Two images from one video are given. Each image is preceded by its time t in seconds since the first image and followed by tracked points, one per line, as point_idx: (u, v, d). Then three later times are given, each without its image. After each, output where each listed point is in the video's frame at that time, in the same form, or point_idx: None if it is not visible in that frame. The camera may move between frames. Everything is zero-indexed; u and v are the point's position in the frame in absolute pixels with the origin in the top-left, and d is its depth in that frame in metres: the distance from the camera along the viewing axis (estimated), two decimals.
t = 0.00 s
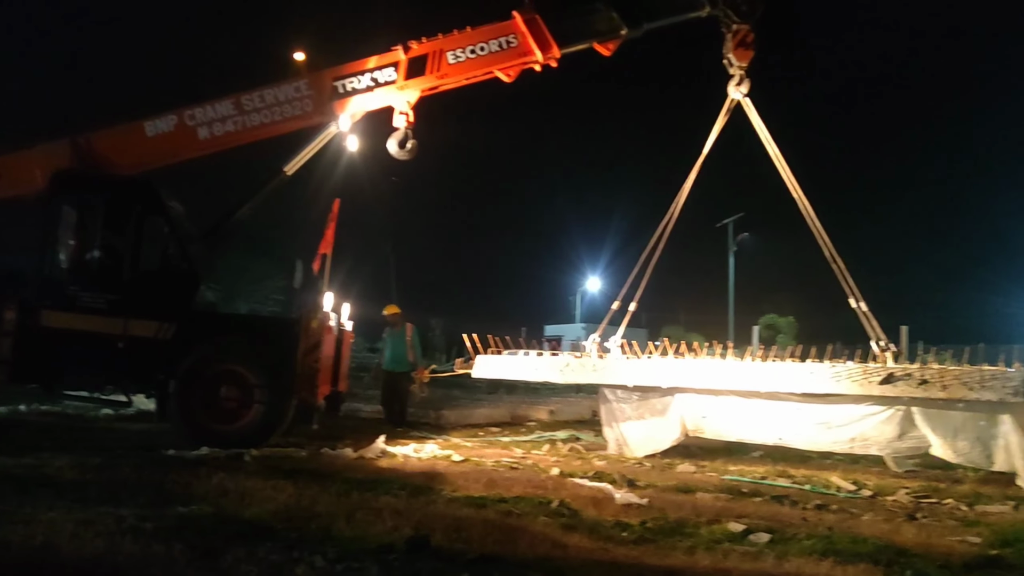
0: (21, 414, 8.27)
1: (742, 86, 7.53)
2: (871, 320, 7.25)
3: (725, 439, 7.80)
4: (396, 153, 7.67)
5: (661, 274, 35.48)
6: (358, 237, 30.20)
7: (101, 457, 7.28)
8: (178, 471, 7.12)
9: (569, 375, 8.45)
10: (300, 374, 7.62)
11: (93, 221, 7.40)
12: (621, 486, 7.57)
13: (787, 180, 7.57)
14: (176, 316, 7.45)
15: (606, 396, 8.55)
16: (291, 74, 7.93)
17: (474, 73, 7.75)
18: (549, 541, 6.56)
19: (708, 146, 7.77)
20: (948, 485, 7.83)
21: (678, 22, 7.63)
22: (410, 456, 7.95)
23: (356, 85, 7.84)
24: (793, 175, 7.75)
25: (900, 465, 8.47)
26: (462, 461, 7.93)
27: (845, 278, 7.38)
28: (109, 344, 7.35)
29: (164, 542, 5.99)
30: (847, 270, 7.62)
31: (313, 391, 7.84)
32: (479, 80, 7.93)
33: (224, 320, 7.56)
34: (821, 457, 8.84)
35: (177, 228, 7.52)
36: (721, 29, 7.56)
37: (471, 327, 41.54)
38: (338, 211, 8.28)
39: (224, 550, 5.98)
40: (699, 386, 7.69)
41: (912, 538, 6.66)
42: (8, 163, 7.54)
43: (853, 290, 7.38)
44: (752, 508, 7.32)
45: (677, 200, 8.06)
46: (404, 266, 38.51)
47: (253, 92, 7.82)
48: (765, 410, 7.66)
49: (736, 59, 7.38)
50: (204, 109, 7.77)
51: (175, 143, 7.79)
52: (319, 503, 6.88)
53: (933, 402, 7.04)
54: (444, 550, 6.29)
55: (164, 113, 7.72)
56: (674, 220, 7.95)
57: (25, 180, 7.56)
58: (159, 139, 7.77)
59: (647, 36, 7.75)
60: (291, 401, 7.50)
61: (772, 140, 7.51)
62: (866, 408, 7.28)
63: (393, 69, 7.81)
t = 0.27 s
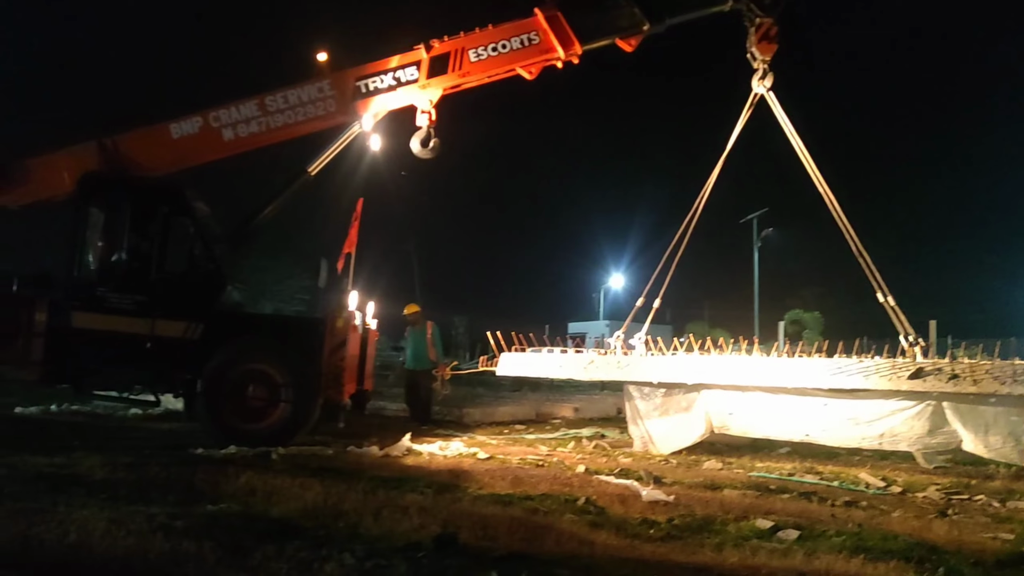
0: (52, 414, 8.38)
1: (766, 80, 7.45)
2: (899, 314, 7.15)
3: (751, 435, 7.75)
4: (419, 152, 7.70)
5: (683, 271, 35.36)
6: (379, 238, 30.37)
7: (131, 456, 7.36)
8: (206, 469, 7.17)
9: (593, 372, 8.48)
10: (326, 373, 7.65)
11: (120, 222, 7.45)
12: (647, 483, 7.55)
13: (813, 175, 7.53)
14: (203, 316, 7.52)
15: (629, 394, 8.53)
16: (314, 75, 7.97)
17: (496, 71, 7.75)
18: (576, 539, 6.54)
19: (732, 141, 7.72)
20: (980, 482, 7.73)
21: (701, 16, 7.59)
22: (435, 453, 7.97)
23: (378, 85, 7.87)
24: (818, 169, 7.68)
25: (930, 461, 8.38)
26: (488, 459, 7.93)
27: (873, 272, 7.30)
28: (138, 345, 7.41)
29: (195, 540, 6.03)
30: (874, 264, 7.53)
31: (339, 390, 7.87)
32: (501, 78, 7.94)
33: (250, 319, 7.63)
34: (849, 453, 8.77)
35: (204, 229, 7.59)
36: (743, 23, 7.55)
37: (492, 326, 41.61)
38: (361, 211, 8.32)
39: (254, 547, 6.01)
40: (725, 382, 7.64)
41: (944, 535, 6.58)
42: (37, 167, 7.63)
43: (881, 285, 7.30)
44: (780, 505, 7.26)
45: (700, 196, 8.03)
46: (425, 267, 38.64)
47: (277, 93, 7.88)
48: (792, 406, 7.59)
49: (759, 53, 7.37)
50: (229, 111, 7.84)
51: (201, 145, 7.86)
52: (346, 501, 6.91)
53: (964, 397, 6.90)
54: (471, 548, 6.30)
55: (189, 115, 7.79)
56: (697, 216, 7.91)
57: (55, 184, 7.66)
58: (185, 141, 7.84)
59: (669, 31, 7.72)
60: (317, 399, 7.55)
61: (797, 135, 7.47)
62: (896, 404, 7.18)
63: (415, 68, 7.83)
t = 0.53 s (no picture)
0: (81, 415, 8.48)
1: (789, 74, 7.40)
2: (928, 309, 7.08)
3: (776, 433, 7.68)
4: (440, 151, 7.71)
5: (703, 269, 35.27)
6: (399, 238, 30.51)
7: (159, 456, 7.41)
8: (233, 469, 7.22)
9: (617, 370, 8.47)
10: (350, 372, 7.67)
11: (145, 225, 7.52)
12: (673, 481, 7.52)
13: (837, 169, 7.46)
14: (229, 316, 7.53)
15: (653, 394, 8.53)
16: (335, 76, 8.01)
17: (517, 69, 7.75)
18: (602, 537, 6.53)
19: (755, 136, 7.66)
20: (1010, 478, 7.63)
21: (722, 11, 7.56)
22: (460, 452, 7.98)
23: (399, 84, 7.89)
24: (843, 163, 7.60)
25: (958, 457, 8.29)
26: (512, 457, 7.93)
27: (900, 267, 7.22)
28: (164, 345, 7.46)
29: (223, 539, 6.07)
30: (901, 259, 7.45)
31: (363, 389, 7.89)
32: (522, 77, 7.94)
33: (274, 319, 7.64)
34: (877, 450, 8.69)
35: (227, 229, 7.57)
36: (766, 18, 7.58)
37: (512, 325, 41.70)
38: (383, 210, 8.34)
39: (281, 546, 6.04)
40: (750, 379, 7.59)
41: (974, 533, 6.50)
42: (64, 171, 7.69)
43: (908, 279, 7.22)
44: (807, 502, 7.20)
45: (723, 192, 7.98)
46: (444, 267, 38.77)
47: (299, 94, 7.91)
48: (818, 403, 7.52)
49: (781, 48, 7.37)
50: (251, 112, 7.88)
51: (224, 147, 7.90)
52: (372, 500, 6.93)
53: (994, 392, 6.79)
54: (498, 546, 6.30)
55: (212, 117, 7.83)
56: (720, 212, 7.87)
57: (81, 187, 7.72)
58: (208, 143, 7.89)
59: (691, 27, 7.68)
60: (343, 399, 7.56)
61: (820, 129, 7.41)
62: (924, 399, 7.08)
63: (436, 68, 7.85)
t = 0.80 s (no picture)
0: (108, 415, 8.55)
1: (811, 68, 7.34)
2: (955, 304, 7.01)
3: (800, 430, 7.63)
4: (461, 150, 7.73)
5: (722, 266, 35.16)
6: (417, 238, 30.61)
7: (186, 455, 7.47)
8: (259, 467, 7.26)
9: (640, 367, 8.50)
10: (374, 371, 7.71)
11: (169, 226, 7.56)
12: (697, 479, 7.49)
13: (861, 163, 7.39)
14: (252, 316, 7.61)
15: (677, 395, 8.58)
16: (356, 76, 8.03)
17: (537, 66, 7.75)
18: (627, 534, 6.51)
19: (778, 131, 7.61)
20: None
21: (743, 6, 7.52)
22: (483, 450, 7.99)
23: (420, 84, 7.91)
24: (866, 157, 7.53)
25: (986, 454, 8.21)
26: (535, 455, 7.93)
27: (926, 262, 7.15)
28: (189, 345, 7.52)
29: (251, 537, 6.11)
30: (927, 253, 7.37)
31: (386, 388, 7.91)
32: (542, 74, 7.93)
33: (298, 319, 7.73)
34: (903, 447, 8.63)
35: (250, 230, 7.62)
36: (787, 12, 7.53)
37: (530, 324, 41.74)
38: (405, 209, 8.36)
39: (308, 544, 6.07)
40: (775, 375, 7.55)
41: (1004, 530, 6.42)
42: (89, 173, 7.75)
43: (935, 274, 7.15)
44: (833, 499, 7.15)
45: (746, 187, 7.95)
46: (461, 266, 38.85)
47: (320, 95, 7.94)
48: (844, 399, 7.46)
49: (803, 41, 7.30)
50: (273, 113, 7.92)
51: (247, 148, 7.95)
52: (397, 498, 6.95)
53: None
54: (523, 543, 6.30)
55: (235, 118, 7.87)
56: (743, 208, 7.83)
57: (106, 189, 7.77)
58: (231, 144, 7.94)
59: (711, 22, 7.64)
60: (366, 398, 7.62)
61: (844, 123, 7.34)
62: (952, 395, 6.97)
63: (456, 66, 7.86)
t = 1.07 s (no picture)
0: (130, 415, 8.62)
1: (831, 65, 7.29)
2: (979, 302, 6.94)
3: (821, 430, 7.57)
4: (479, 150, 7.75)
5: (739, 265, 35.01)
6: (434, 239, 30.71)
7: (207, 455, 7.52)
8: (279, 467, 7.29)
9: (661, 368, 8.48)
10: (392, 371, 7.73)
11: (190, 227, 7.61)
12: (718, 478, 7.45)
13: (883, 160, 7.33)
14: (272, 318, 7.63)
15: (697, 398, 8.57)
16: (374, 76, 8.06)
17: (555, 66, 7.75)
18: (647, 534, 6.49)
19: (797, 128, 7.57)
20: None
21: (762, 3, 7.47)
22: (502, 450, 7.99)
23: (438, 84, 7.92)
24: (888, 154, 7.47)
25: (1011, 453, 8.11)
26: (555, 455, 7.92)
27: (949, 259, 7.09)
28: (209, 346, 7.56)
29: (272, 537, 6.13)
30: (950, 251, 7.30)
31: (405, 388, 7.93)
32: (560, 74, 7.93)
33: (317, 319, 7.74)
34: (926, 446, 8.55)
35: (270, 232, 7.67)
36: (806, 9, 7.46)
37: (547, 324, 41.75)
38: (423, 209, 8.37)
39: (329, 544, 6.09)
40: (796, 375, 7.51)
41: None
42: (111, 176, 7.81)
43: (958, 272, 7.09)
44: (855, 499, 7.10)
45: (765, 185, 7.91)
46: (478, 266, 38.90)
47: (338, 96, 7.97)
48: (866, 398, 7.40)
49: (823, 38, 7.24)
50: (292, 114, 7.95)
51: (267, 149, 7.99)
52: (417, 498, 6.96)
53: None
54: (543, 543, 6.29)
55: (254, 120, 7.92)
56: (762, 206, 7.80)
57: (127, 190, 7.81)
58: (251, 145, 7.98)
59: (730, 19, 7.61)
60: (385, 398, 7.64)
61: (865, 120, 7.29)
62: (977, 395, 6.94)
63: (474, 66, 7.87)
